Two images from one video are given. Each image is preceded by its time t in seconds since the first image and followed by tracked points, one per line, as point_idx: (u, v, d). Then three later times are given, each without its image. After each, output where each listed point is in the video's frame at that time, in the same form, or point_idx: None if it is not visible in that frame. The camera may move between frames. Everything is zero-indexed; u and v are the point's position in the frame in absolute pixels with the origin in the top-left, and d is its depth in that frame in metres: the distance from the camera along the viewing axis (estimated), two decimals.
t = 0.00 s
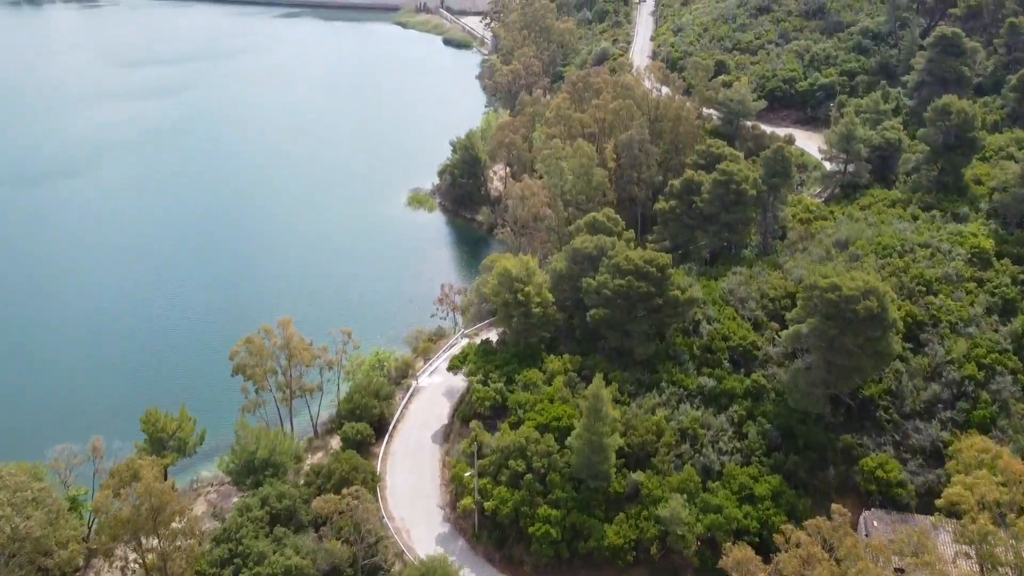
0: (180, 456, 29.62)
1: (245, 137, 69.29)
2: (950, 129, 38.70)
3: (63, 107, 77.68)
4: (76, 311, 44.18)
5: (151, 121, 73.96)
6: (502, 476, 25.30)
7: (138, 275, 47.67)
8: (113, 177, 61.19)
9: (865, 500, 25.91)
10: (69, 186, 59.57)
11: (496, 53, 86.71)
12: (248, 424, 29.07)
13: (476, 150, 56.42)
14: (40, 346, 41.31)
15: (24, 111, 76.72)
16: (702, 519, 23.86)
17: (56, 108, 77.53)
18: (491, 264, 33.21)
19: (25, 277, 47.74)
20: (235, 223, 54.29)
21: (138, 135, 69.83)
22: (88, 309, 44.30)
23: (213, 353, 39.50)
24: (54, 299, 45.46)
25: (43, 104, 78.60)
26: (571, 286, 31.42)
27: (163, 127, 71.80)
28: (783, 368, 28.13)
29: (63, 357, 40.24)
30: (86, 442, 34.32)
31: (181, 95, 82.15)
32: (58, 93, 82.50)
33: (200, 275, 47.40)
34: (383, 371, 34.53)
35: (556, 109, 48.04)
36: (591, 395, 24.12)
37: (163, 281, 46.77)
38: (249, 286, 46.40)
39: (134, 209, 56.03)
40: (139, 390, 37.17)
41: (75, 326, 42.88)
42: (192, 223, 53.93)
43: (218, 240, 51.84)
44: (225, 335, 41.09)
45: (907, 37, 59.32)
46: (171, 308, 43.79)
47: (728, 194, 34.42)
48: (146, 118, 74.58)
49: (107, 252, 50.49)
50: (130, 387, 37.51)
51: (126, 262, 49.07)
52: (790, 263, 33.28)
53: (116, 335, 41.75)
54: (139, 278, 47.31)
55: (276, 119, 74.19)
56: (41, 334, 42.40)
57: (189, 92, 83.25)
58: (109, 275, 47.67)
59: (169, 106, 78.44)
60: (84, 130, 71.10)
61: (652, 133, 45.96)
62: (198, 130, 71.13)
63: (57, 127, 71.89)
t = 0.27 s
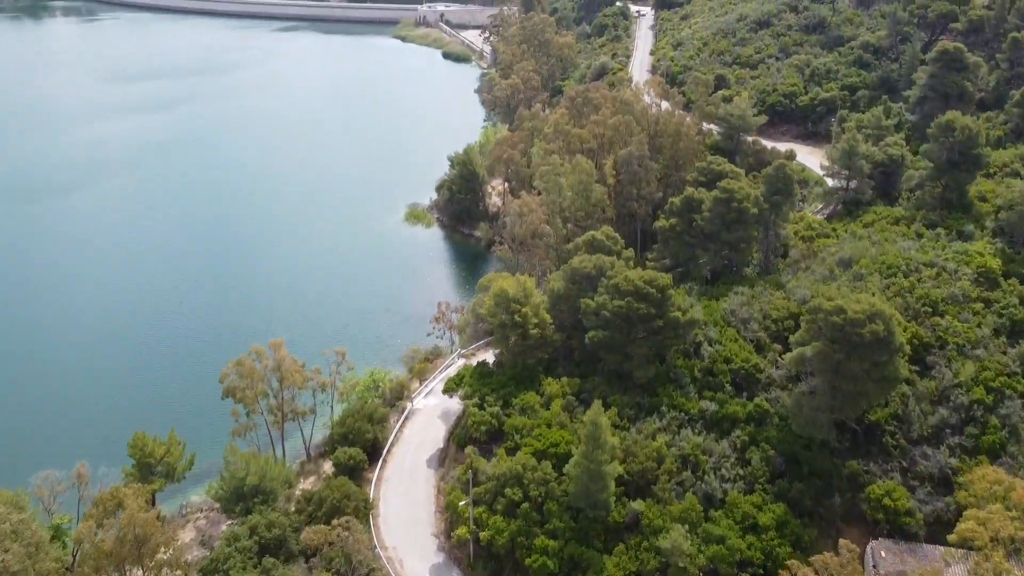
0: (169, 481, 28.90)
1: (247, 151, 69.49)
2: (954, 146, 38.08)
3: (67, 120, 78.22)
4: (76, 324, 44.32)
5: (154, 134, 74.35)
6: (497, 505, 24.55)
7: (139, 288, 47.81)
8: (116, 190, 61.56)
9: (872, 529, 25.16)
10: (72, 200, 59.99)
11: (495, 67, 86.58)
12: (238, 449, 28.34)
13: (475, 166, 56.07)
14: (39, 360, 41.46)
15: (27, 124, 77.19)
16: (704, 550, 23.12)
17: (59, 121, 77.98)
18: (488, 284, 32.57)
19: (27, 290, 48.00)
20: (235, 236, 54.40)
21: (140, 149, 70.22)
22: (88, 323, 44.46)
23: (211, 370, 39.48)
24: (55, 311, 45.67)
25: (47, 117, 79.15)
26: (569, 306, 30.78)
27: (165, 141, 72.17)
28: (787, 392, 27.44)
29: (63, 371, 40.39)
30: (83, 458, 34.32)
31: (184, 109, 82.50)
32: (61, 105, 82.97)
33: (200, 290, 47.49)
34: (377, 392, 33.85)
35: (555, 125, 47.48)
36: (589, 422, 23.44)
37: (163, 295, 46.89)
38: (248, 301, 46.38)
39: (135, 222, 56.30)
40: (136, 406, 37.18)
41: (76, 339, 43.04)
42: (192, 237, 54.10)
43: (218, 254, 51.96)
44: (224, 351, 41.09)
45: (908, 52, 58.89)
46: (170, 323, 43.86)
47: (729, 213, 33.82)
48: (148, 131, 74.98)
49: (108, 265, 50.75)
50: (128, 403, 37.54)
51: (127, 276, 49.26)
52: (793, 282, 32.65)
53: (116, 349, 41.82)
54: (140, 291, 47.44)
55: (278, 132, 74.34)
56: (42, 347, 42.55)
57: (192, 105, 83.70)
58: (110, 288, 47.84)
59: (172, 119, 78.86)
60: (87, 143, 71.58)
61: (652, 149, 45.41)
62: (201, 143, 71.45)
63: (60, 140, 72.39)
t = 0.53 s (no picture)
0: (156, 508, 28.12)
1: (248, 165, 69.39)
2: (958, 163, 37.48)
3: (68, 133, 78.23)
4: (73, 338, 44.03)
5: (155, 147, 74.40)
6: (493, 535, 23.79)
7: (137, 302, 47.53)
8: (117, 203, 61.49)
9: (880, 559, 24.37)
10: (72, 213, 59.90)
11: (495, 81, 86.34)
12: (227, 475, 27.58)
13: (473, 181, 55.66)
14: (34, 373, 41.03)
15: (27, 136, 77.19)
16: None
17: (60, 133, 77.99)
18: (485, 304, 31.95)
19: (24, 303, 47.72)
20: (234, 251, 54.21)
21: (141, 162, 70.21)
22: (85, 335, 44.14)
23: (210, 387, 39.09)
24: (52, 324, 45.34)
25: (47, 129, 79.19)
26: (568, 327, 30.09)
27: (166, 154, 72.17)
28: (791, 417, 26.73)
29: (58, 383, 40.03)
30: (77, 474, 33.85)
31: (185, 122, 82.50)
32: (62, 118, 83.07)
33: (199, 305, 47.19)
34: (372, 414, 33.15)
35: (554, 140, 46.93)
36: (589, 450, 22.75)
37: (161, 309, 46.58)
38: (246, 317, 46.08)
39: (135, 236, 56.13)
40: (132, 421, 36.73)
41: (72, 353, 42.71)
42: (193, 251, 53.96)
43: (217, 268, 51.73)
44: (222, 368, 40.75)
45: (910, 67, 58.50)
46: (168, 338, 43.53)
47: (731, 231, 33.18)
48: (150, 144, 75.01)
49: (107, 275, 51.02)
50: (123, 418, 37.08)
51: (125, 289, 49.02)
52: (796, 302, 32.00)
53: (112, 364, 41.49)
54: (137, 305, 47.14)
55: (279, 146, 74.29)
56: (37, 360, 42.15)
57: (194, 118, 83.80)
58: (107, 302, 47.59)
59: (173, 133, 78.92)
60: (88, 156, 71.56)
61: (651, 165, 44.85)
62: (202, 157, 71.47)
63: (60, 153, 72.37)
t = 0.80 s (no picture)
0: (144, 535, 27.33)
1: (249, 182, 69.33)
2: (964, 180, 36.89)
3: (69, 149, 78.26)
4: (70, 358, 43.77)
5: (155, 164, 74.41)
6: (490, 567, 22.99)
7: (134, 321, 47.26)
8: (116, 222, 61.44)
9: None
10: (73, 227, 60.45)
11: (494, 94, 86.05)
12: (217, 503, 26.80)
13: (472, 197, 55.19)
14: (29, 393, 40.72)
15: (28, 152, 77.19)
16: None
17: (60, 149, 78.04)
18: (483, 325, 31.27)
19: (22, 322, 47.57)
20: (233, 269, 53.97)
21: (141, 180, 70.22)
22: (82, 355, 43.86)
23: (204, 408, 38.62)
24: (49, 344, 45.08)
25: (48, 145, 79.25)
26: (567, 348, 29.37)
27: (167, 172, 72.22)
28: (796, 442, 25.99)
29: (53, 404, 39.68)
30: (70, 497, 33.41)
31: (185, 138, 82.50)
32: (63, 134, 83.12)
33: (196, 323, 46.84)
34: (366, 437, 32.49)
35: (553, 156, 46.38)
36: (588, 480, 22.00)
37: (159, 328, 46.28)
38: (244, 333, 45.99)
39: (134, 251, 56.40)
40: (127, 443, 36.31)
41: (67, 373, 42.40)
42: (192, 265, 54.43)
43: (216, 286, 51.47)
44: (218, 388, 40.29)
45: (912, 81, 58.09)
46: (165, 358, 43.19)
47: (733, 250, 32.51)
48: (151, 161, 75.02)
49: (107, 286, 51.65)
50: (117, 439, 36.65)
51: (123, 308, 48.79)
52: (800, 323, 31.32)
53: (108, 380, 41.49)
54: (134, 324, 46.84)
55: (279, 163, 74.19)
56: (34, 380, 41.87)
57: (195, 134, 83.80)
58: (105, 317, 47.70)
59: (174, 149, 78.94)
60: (89, 173, 71.63)
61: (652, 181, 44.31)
62: (203, 175, 71.46)
63: (61, 170, 72.40)
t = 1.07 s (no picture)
0: (131, 562, 26.52)
1: (248, 197, 69.10)
2: (969, 196, 36.29)
3: (68, 163, 78.12)
4: (66, 375, 43.34)
5: (155, 179, 74.25)
6: None
7: (131, 337, 46.85)
8: (116, 237, 61.21)
9: None
10: (74, 239, 60.92)
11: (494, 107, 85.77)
12: (206, 530, 26.04)
13: (470, 211, 54.74)
14: (24, 410, 40.23)
15: (27, 165, 77.02)
16: None
17: (60, 163, 77.89)
18: (480, 344, 30.61)
19: (18, 337, 47.18)
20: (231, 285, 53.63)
21: (141, 195, 70.05)
22: (78, 371, 43.40)
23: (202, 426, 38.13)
24: (45, 359, 44.63)
25: (48, 159, 79.13)
26: (566, 368, 28.65)
27: (167, 186, 72.04)
28: (802, 467, 25.27)
29: (48, 422, 39.18)
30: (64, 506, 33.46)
31: (185, 151, 82.72)
32: (63, 148, 83.03)
33: (194, 340, 46.42)
34: (360, 462, 31.95)
35: (552, 170, 45.84)
36: (589, 509, 21.28)
37: (156, 345, 45.90)
38: (242, 347, 46.02)
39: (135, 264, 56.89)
40: (121, 462, 35.78)
41: (62, 390, 41.90)
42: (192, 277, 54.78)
43: (214, 303, 51.13)
44: (214, 406, 39.81)
45: (914, 94, 57.67)
46: (161, 375, 42.74)
47: (736, 267, 31.81)
48: (151, 176, 74.83)
49: (107, 296, 52.00)
50: (112, 458, 36.14)
51: (120, 324, 48.39)
52: (805, 342, 30.66)
53: (106, 388, 41.63)
54: (132, 340, 46.44)
55: (279, 178, 73.93)
56: (28, 396, 41.36)
57: (195, 148, 83.67)
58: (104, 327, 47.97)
59: (174, 163, 78.77)
60: (88, 188, 71.47)
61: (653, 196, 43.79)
62: (203, 190, 71.26)
63: (60, 184, 72.25)
